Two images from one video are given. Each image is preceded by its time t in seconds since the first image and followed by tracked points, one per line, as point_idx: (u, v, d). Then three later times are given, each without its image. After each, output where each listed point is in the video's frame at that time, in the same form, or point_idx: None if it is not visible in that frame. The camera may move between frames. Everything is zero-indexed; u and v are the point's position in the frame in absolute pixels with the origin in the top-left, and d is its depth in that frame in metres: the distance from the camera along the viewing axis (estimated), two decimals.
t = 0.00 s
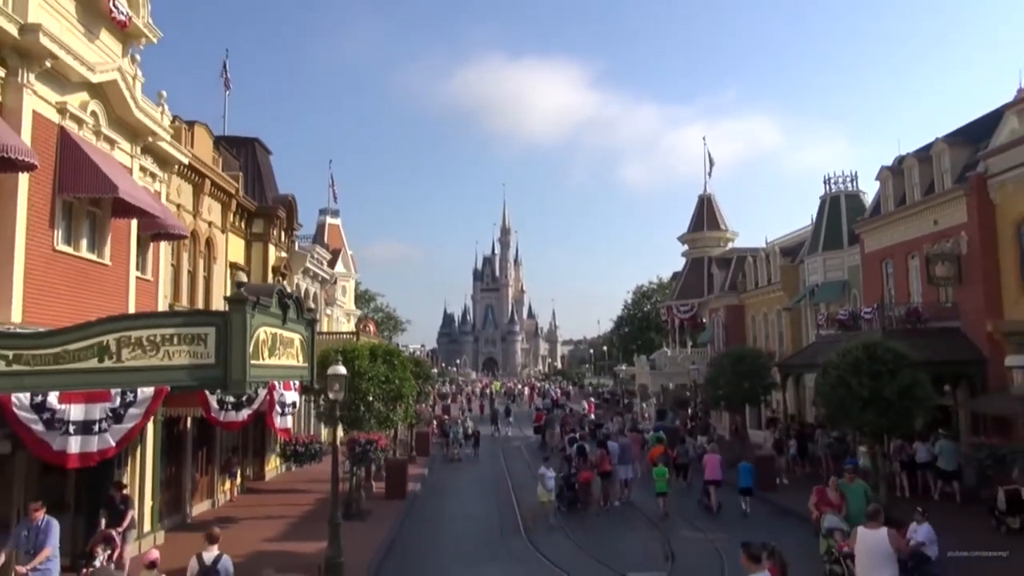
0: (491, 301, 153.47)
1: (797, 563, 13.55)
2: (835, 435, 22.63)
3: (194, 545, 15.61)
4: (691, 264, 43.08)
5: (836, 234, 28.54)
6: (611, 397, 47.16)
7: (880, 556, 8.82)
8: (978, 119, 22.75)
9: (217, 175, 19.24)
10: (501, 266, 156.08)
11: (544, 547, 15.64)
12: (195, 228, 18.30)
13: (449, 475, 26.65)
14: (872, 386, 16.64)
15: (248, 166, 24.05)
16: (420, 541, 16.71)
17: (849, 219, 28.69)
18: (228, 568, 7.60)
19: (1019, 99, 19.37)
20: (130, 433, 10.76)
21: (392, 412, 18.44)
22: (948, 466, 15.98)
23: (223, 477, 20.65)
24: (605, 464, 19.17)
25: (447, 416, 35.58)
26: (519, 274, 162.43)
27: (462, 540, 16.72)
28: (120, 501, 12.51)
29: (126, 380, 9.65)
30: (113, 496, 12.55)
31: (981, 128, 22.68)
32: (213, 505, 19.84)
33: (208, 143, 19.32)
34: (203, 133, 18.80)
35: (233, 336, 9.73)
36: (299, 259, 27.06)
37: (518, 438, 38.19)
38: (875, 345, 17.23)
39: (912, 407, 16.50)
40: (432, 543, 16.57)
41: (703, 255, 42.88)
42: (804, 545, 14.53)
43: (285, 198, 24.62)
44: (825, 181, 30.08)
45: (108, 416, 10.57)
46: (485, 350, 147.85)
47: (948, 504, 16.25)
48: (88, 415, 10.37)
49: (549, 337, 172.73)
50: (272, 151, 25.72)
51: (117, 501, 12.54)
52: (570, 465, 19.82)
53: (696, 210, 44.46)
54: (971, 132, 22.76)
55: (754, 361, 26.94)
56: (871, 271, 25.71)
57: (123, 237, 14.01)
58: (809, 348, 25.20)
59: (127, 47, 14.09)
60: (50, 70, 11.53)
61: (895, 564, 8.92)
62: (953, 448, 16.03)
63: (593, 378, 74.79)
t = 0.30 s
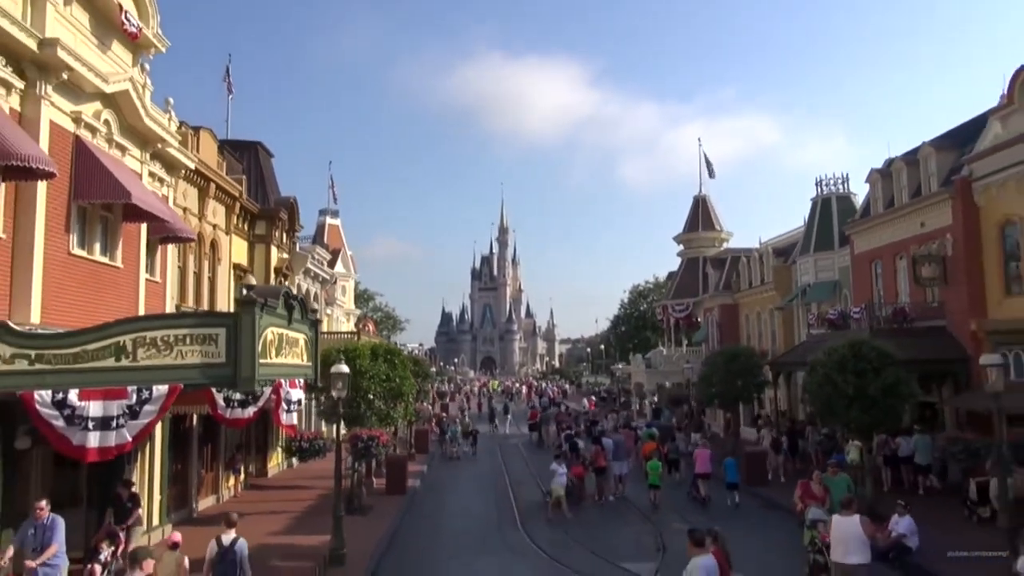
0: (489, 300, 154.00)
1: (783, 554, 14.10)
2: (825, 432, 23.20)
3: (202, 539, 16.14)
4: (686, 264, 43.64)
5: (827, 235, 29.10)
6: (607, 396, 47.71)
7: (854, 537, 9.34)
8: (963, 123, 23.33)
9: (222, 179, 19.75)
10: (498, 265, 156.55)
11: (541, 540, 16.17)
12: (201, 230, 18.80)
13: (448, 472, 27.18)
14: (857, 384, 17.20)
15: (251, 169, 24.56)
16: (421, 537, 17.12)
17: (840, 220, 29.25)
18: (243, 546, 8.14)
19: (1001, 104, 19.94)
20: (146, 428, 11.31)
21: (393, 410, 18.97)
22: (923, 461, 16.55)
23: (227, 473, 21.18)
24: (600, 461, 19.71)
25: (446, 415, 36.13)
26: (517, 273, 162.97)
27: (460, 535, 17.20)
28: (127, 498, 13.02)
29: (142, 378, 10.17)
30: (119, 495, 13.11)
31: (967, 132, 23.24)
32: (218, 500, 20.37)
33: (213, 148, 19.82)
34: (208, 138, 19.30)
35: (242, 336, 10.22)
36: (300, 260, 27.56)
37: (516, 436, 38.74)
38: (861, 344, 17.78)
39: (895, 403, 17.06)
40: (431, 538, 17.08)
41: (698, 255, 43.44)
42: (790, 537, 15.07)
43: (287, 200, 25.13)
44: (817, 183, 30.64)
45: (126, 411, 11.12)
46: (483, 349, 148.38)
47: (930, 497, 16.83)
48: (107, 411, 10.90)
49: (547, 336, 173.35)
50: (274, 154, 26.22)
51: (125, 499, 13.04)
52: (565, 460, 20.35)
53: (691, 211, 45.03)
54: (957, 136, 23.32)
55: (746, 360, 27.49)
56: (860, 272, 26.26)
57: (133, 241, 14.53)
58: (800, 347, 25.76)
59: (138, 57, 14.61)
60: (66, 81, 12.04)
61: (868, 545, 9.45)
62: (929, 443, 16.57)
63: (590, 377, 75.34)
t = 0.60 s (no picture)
0: (485, 299, 154.54)
1: (767, 545, 14.65)
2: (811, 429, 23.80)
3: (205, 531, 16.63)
4: (679, 264, 44.22)
5: (816, 236, 29.68)
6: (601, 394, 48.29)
7: (818, 523, 9.92)
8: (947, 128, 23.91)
9: (223, 181, 20.23)
10: (494, 264, 157.02)
11: (534, 533, 16.71)
12: (203, 231, 19.26)
13: (444, 468, 27.69)
14: (840, 381, 17.77)
15: (251, 170, 25.02)
16: (417, 531, 17.55)
17: (828, 222, 29.84)
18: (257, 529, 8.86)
19: (982, 111, 20.51)
20: (158, 422, 11.80)
21: (390, 406, 19.49)
22: (900, 456, 17.12)
23: (228, 468, 21.66)
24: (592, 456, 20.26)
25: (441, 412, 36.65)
26: (512, 272, 163.52)
27: (456, 528, 17.70)
28: (129, 492, 13.24)
29: (153, 374, 10.68)
30: (120, 488, 13.40)
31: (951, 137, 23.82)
32: (219, 495, 20.85)
33: (215, 151, 20.29)
34: (210, 141, 19.78)
35: (248, 334, 10.74)
36: (298, 260, 28.02)
37: (510, 434, 39.26)
38: (844, 343, 18.35)
39: (877, 401, 17.62)
40: (427, 531, 17.59)
41: (691, 255, 44.03)
42: (775, 529, 15.62)
43: (286, 201, 25.59)
44: (807, 185, 31.21)
45: (138, 406, 11.59)
46: (478, 348, 148.93)
47: (910, 491, 17.41)
48: (119, 406, 11.38)
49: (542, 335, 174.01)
50: (273, 156, 26.69)
51: (127, 493, 13.28)
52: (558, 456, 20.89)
53: (684, 211, 45.62)
54: (942, 140, 23.91)
55: (737, 359, 28.05)
56: (847, 272, 26.84)
57: (140, 242, 15.03)
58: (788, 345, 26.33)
59: (144, 63, 15.07)
60: (78, 90, 12.52)
61: (831, 531, 10.03)
62: (906, 439, 17.15)
63: (585, 375, 75.94)
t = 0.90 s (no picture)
0: (479, 297, 155.07)
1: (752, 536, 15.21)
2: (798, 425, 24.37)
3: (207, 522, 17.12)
4: (671, 262, 44.80)
5: (804, 236, 30.27)
6: (595, 391, 48.90)
7: (787, 510, 10.96)
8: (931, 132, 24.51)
9: (224, 182, 20.69)
10: (488, 261, 157.47)
11: (528, 524, 17.26)
12: (204, 231, 19.72)
13: (439, 464, 28.21)
14: (823, 378, 18.36)
15: (250, 171, 25.48)
16: (412, 525, 17.97)
17: (816, 222, 30.43)
18: (267, 513, 10.32)
19: (963, 115, 21.11)
20: (166, 416, 12.26)
21: (387, 401, 20.01)
22: (880, 450, 17.69)
23: (228, 462, 22.17)
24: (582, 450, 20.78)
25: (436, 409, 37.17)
26: (507, 270, 164.05)
27: (452, 521, 18.21)
28: (125, 487, 13.65)
29: (161, 370, 11.17)
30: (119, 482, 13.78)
31: (935, 140, 24.42)
32: (220, 488, 21.35)
33: (215, 152, 20.75)
34: (211, 143, 20.23)
35: (253, 332, 11.27)
36: (296, 258, 28.50)
37: (504, 430, 39.80)
38: (828, 341, 18.92)
39: (859, 397, 18.20)
40: (423, 524, 18.13)
41: (683, 254, 44.61)
42: (758, 520, 16.19)
43: (285, 201, 26.07)
44: (796, 186, 31.80)
45: (147, 401, 12.12)
46: (473, 345, 149.43)
47: (891, 484, 18.00)
48: (129, 400, 12.00)
49: (536, 333, 174.63)
50: (272, 156, 27.13)
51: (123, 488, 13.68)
52: (551, 450, 21.43)
53: (676, 210, 46.21)
54: (926, 143, 24.49)
55: (726, 356, 28.62)
56: (834, 272, 27.42)
57: (145, 242, 15.51)
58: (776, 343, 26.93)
59: (149, 69, 15.53)
60: (88, 96, 12.98)
61: (800, 517, 11.10)
62: (886, 434, 17.74)
63: (578, 372, 76.56)
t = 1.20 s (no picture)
0: (476, 293, 155.57)
1: (736, 524, 15.80)
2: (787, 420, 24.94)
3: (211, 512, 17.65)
4: (666, 260, 45.39)
5: (795, 235, 30.86)
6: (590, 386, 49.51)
7: (766, 498, 11.73)
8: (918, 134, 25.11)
9: (227, 180, 21.18)
10: (485, 257, 157.96)
11: (521, 514, 17.82)
12: (208, 228, 20.21)
13: (436, 458, 28.78)
14: (809, 373, 18.94)
15: (251, 169, 25.97)
16: (409, 518, 18.13)
17: (807, 221, 31.02)
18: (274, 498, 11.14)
19: (948, 119, 21.68)
20: (175, 407, 12.97)
21: (386, 395, 20.55)
22: (862, 443, 18.27)
23: (230, 454, 22.71)
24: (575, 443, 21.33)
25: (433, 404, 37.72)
26: (504, 266, 164.62)
27: (448, 511, 18.77)
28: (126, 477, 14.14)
29: (172, 363, 11.72)
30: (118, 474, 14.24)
31: (922, 141, 24.98)
32: (222, 480, 21.88)
33: (218, 151, 21.23)
34: (214, 142, 20.71)
35: (258, 327, 11.78)
36: (297, 255, 29.02)
37: (500, 425, 40.39)
38: (814, 338, 19.50)
39: (843, 392, 18.79)
40: (418, 514, 18.70)
41: (678, 252, 45.20)
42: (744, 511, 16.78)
43: (285, 199, 26.58)
44: (787, 186, 32.37)
45: (158, 392, 12.76)
46: (469, 341, 149.98)
47: (873, 477, 18.60)
48: (142, 391, 12.55)
49: (533, 329, 175.24)
50: (273, 155, 27.63)
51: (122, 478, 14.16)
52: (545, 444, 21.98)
53: (671, 209, 46.80)
54: (913, 145, 25.06)
55: (717, 353, 29.20)
56: (824, 270, 28.00)
57: (152, 240, 16.01)
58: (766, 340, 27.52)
59: (157, 71, 16.01)
60: (99, 99, 13.47)
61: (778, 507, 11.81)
62: (868, 427, 18.33)
63: (574, 368, 77.18)
